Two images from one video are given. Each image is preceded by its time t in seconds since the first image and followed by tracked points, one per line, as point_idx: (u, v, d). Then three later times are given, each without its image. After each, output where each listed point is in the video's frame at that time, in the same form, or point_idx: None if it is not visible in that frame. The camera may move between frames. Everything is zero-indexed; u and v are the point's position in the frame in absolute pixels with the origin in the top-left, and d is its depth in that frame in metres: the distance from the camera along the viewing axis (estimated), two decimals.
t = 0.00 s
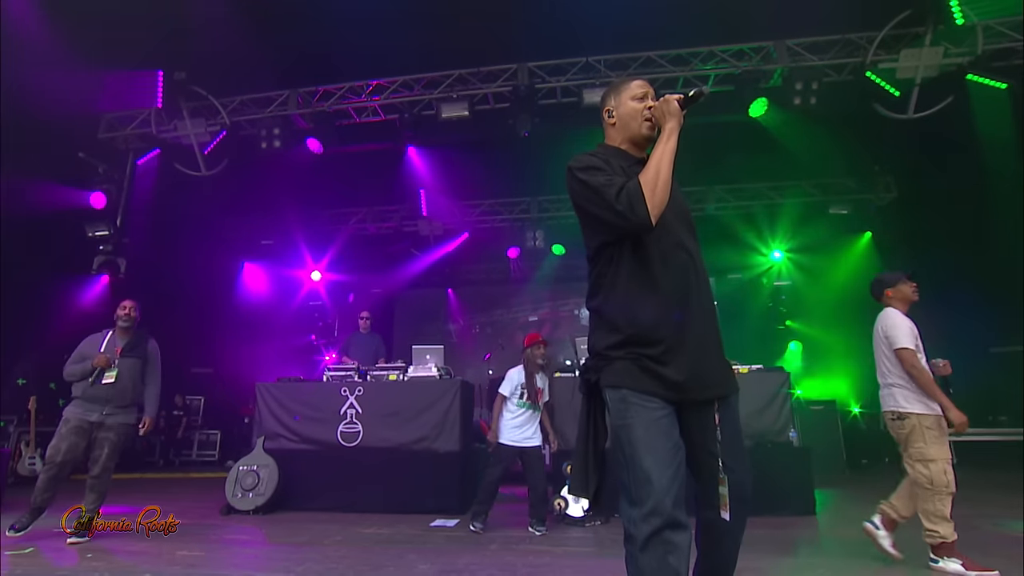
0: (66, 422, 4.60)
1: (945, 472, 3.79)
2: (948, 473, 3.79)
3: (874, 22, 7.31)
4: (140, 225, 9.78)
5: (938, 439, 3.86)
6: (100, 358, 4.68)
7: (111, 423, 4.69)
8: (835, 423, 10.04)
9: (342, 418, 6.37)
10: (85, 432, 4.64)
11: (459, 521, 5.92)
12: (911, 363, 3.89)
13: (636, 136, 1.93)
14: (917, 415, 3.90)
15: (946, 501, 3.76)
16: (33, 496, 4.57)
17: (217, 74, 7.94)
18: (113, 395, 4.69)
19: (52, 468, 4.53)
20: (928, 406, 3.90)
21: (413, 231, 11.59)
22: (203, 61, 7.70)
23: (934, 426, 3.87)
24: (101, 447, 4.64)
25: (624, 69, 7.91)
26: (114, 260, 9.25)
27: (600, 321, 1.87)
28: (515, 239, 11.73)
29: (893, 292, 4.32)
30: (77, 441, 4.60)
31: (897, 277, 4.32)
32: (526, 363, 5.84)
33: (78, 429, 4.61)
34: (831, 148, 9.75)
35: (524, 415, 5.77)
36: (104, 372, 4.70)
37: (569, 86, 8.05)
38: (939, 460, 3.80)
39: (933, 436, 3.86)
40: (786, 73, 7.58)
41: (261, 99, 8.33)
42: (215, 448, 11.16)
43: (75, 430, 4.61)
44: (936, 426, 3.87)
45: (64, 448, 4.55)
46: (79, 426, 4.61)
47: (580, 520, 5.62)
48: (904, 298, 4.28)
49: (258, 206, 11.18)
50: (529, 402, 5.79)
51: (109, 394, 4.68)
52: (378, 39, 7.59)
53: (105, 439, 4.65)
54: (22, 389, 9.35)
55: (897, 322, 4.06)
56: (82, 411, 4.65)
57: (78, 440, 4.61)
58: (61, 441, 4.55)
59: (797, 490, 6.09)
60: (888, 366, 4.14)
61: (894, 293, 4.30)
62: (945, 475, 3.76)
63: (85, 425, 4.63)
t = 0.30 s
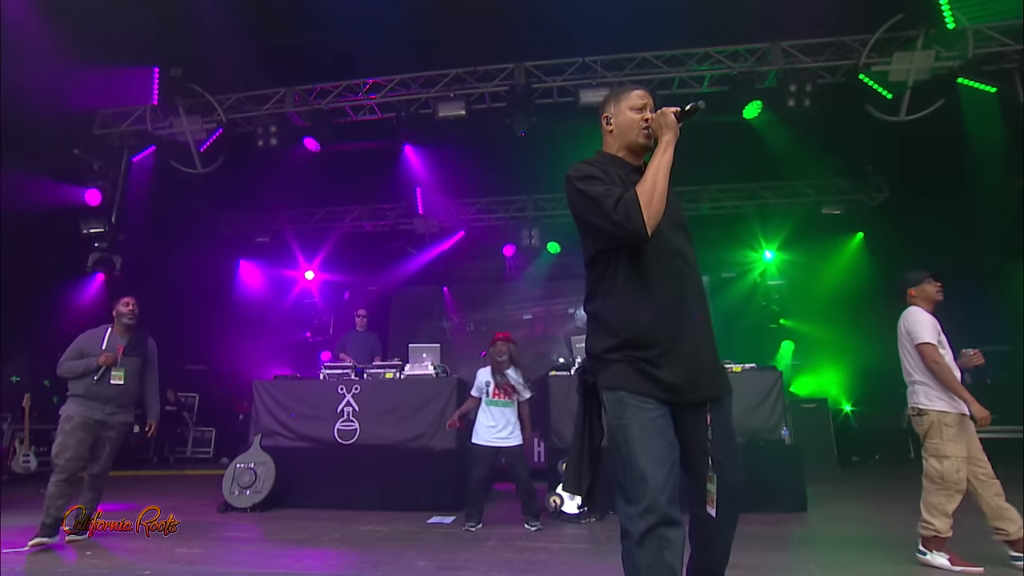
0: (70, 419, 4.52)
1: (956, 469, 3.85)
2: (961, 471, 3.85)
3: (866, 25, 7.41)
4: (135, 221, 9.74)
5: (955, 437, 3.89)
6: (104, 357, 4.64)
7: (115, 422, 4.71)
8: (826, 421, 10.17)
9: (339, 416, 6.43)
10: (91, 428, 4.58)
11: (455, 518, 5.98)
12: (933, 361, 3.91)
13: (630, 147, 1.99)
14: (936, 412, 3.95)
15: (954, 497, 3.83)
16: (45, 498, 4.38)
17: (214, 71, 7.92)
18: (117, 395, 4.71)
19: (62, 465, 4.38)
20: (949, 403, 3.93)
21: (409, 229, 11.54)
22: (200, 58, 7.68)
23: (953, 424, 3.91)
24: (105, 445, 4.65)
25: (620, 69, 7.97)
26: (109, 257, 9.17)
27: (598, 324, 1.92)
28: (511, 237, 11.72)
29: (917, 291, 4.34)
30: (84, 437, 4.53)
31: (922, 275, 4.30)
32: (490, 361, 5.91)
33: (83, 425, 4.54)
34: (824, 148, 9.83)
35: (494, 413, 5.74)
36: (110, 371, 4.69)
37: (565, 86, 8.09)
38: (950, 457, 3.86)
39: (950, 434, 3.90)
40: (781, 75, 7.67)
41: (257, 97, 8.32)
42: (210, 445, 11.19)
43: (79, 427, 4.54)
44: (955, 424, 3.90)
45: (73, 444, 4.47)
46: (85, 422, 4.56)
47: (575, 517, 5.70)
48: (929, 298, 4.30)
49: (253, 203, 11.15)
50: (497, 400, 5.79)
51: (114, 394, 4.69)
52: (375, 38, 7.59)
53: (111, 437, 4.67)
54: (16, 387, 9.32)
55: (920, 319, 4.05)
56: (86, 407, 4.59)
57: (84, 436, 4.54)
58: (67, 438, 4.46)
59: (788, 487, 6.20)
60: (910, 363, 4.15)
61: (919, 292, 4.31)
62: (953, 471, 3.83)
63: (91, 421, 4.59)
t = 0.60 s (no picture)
0: (72, 421, 4.50)
1: (968, 463, 3.87)
2: (975, 464, 3.87)
3: (860, 24, 7.46)
4: (128, 215, 9.67)
5: (970, 431, 3.92)
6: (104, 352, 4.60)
7: (117, 421, 4.71)
8: (815, 415, 10.32)
9: (335, 411, 6.44)
10: (95, 429, 4.57)
11: (450, 511, 6.04)
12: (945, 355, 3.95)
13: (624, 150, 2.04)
14: (949, 406, 3.98)
15: (965, 489, 3.87)
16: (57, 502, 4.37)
17: (207, 64, 7.85)
18: (118, 396, 4.71)
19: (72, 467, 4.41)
20: (962, 398, 3.96)
21: (404, 224, 11.37)
22: (193, 51, 7.60)
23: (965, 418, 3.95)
24: (109, 444, 4.67)
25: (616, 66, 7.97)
26: (103, 251, 9.14)
27: (596, 325, 1.98)
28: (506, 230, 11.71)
29: (939, 291, 4.32)
30: (90, 438, 4.52)
31: (945, 274, 4.26)
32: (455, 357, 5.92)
33: (88, 426, 4.53)
34: (818, 144, 9.89)
35: (462, 409, 5.75)
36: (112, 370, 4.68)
37: (561, 83, 8.09)
38: (967, 450, 3.87)
39: (969, 427, 3.91)
40: (775, 73, 7.71)
41: (251, 90, 8.26)
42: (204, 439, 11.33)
43: (84, 428, 4.52)
44: (970, 419, 3.92)
45: (81, 445, 4.47)
46: (90, 423, 4.54)
47: (569, 510, 5.79)
48: (951, 297, 4.27)
49: (245, 196, 11.05)
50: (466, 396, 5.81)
51: (114, 394, 4.69)
52: (370, 32, 7.54)
53: (114, 436, 4.69)
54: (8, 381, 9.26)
55: (933, 313, 4.10)
56: (88, 408, 4.56)
57: (90, 437, 4.53)
58: (73, 441, 4.44)
59: (778, 480, 6.32)
60: (924, 359, 4.20)
61: (941, 291, 4.29)
62: (964, 464, 3.86)
63: (95, 422, 4.58)
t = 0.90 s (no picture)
0: (59, 415, 4.37)
1: (947, 454, 3.95)
2: (959, 456, 3.94)
3: (854, 22, 7.50)
4: (120, 207, 9.60)
5: (961, 424, 3.96)
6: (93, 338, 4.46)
7: (106, 416, 4.49)
8: (805, 408, 10.48)
9: (330, 404, 6.49)
10: (82, 425, 4.40)
11: (446, 503, 6.12)
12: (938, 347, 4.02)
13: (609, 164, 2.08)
14: (938, 399, 4.04)
15: (948, 480, 3.93)
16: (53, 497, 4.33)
17: (201, 56, 7.79)
18: (102, 391, 4.46)
19: (58, 463, 4.29)
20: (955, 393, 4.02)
21: (398, 217, 11.43)
22: (186, 43, 7.53)
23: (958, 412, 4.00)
24: (100, 439, 4.46)
25: (611, 61, 7.99)
26: (95, 243, 9.08)
27: (586, 327, 2.03)
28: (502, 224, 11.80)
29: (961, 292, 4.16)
30: (76, 434, 4.37)
31: (968, 274, 4.13)
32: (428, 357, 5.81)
33: (74, 421, 4.37)
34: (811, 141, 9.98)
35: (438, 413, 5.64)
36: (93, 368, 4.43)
37: (556, 77, 8.09)
38: (949, 441, 3.95)
39: (955, 420, 3.97)
40: (769, 70, 7.73)
41: (246, 82, 8.21)
42: (197, 432, 11.27)
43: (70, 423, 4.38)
44: (961, 413, 3.97)
45: (65, 442, 4.32)
46: (75, 418, 4.38)
47: (564, 502, 5.96)
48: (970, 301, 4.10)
49: (238, 188, 10.98)
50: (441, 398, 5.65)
51: (99, 390, 4.45)
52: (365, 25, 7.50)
53: (103, 432, 4.46)
54: None
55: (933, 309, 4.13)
56: (73, 403, 4.40)
57: (77, 432, 4.38)
58: (59, 437, 4.31)
59: (768, 472, 6.43)
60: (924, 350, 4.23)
61: (960, 293, 4.15)
62: (944, 454, 3.94)
63: (80, 417, 4.40)
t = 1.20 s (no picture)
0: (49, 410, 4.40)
1: (923, 441, 4.11)
2: (937, 446, 4.06)
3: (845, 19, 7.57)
4: (112, 198, 9.54)
5: (939, 415, 4.09)
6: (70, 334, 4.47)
7: (92, 410, 4.40)
8: (793, 400, 10.64)
9: (324, 397, 6.60)
10: (69, 420, 4.38)
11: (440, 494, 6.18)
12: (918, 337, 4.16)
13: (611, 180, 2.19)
14: (923, 389, 4.16)
15: (927, 468, 4.10)
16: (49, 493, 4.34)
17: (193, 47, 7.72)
18: (83, 384, 4.39)
19: (46, 458, 4.31)
20: (941, 383, 4.11)
21: (392, 209, 11.48)
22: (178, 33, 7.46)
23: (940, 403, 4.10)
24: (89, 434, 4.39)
25: (605, 56, 8.03)
26: (87, 234, 9.00)
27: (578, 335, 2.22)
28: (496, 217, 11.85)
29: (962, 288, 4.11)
30: (63, 430, 4.36)
31: (971, 272, 4.04)
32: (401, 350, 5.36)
33: (60, 417, 4.36)
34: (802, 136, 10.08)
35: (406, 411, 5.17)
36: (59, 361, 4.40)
37: (550, 71, 8.10)
38: (927, 430, 4.10)
39: (933, 409, 4.10)
40: (762, 66, 7.76)
41: (239, 73, 8.17)
42: (190, 423, 11.33)
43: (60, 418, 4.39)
44: (942, 404, 4.08)
45: (51, 439, 4.34)
46: (61, 413, 4.37)
47: (555, 492, 5.95)
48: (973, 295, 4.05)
49: (231, 180, 10.96)
50: (408, 395, 5.19)
51: (83, 383, 4.39)
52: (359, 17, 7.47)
53: (90, 427, 4.36)
54: None
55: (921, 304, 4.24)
56: (60, 398, 4.40)
57: (64, 428, 4.37)
58: (47, 432, 4.33)
59: (755, 464, 6.56)
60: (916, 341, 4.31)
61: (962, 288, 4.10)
62: (920, 442, 4.11)
63: (67, 413, 4.38)
